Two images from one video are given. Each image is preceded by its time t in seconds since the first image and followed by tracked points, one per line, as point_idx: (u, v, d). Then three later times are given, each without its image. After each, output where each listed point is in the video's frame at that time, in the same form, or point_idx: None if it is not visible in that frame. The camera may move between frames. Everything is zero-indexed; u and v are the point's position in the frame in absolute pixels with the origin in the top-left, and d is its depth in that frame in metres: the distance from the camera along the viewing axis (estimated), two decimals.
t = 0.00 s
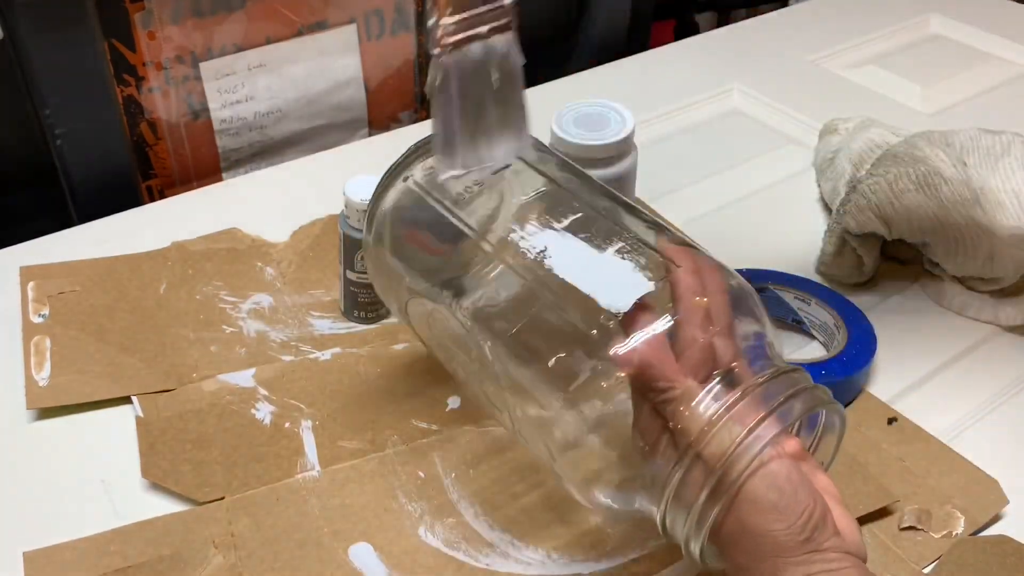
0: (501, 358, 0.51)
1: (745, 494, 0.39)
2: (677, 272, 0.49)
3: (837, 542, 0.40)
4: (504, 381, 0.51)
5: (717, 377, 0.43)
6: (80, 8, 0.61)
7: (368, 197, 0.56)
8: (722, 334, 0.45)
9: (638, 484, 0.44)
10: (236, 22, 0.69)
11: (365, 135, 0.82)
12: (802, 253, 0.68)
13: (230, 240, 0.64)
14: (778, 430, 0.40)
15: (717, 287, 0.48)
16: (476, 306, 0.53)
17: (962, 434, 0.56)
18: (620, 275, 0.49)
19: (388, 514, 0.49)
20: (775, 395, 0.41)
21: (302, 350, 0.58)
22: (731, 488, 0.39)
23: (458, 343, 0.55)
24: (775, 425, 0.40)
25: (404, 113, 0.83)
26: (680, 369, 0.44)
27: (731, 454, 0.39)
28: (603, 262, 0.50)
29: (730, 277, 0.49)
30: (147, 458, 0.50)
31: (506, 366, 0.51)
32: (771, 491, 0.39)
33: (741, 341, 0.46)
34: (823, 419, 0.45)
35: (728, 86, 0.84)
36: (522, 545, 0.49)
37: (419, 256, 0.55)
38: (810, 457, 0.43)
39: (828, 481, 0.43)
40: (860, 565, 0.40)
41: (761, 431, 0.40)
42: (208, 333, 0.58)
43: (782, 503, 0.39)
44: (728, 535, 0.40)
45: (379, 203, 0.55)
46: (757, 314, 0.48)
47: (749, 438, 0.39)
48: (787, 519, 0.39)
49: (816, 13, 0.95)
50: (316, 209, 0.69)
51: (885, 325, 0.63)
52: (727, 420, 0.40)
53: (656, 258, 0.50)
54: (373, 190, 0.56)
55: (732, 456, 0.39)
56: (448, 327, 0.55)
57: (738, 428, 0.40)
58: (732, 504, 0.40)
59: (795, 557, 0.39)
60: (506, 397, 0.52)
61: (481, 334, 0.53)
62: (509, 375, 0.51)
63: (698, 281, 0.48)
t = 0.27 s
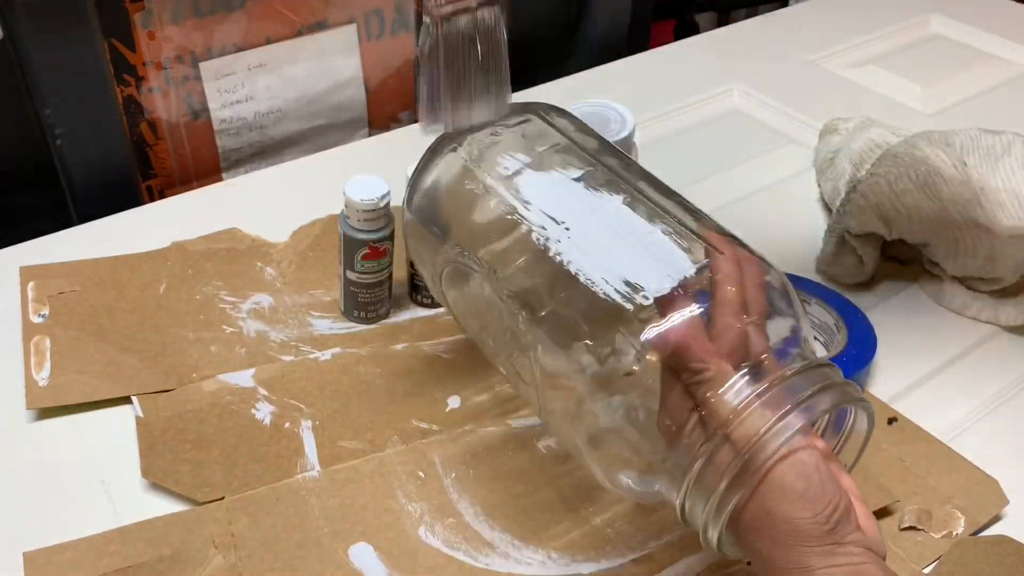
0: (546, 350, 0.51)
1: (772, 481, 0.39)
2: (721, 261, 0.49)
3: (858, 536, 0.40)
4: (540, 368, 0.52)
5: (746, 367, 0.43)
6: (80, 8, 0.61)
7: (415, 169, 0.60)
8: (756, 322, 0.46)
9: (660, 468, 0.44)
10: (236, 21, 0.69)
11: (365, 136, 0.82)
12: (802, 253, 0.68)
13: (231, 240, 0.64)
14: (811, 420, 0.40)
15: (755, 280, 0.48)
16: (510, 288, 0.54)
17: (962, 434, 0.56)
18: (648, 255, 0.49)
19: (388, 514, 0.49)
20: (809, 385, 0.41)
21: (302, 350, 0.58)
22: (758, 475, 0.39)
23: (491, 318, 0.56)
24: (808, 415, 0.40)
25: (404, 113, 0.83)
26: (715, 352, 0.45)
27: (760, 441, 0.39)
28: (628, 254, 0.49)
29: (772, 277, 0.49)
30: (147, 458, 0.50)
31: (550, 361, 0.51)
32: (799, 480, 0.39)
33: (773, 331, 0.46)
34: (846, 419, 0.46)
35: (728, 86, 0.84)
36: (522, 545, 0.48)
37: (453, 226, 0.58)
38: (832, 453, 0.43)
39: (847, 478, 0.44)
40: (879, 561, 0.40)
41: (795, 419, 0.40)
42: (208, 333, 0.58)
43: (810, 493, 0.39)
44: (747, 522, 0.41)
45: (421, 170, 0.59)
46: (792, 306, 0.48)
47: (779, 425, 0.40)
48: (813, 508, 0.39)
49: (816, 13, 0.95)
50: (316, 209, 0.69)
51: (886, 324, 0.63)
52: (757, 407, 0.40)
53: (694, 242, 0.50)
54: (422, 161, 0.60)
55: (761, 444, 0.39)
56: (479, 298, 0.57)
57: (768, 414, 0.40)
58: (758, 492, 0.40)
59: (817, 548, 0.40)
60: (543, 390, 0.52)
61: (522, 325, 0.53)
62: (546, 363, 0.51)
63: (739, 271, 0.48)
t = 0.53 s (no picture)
0: (549, 344, 0.52)
1: (777, 476, 0.39)
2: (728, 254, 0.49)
3: (864, 535, 0.40)
4: (543, 362, 0.52)
5: (752, 360, 0.44)
6: (80, 8, 0.61)
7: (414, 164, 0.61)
8: (763, 315, 0.46)
9: (663, 463, 0.45)
10: (236, 21, 0.69)
11: (365, 135, 0.82)
12: (802, 253, 0.68)
13: (231, 240, 0.64)
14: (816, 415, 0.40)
15: (761, 274, 0.48)
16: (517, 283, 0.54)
17: (962, 434, 0.56)
18: (652, 244, 0.51)
19: (388, 514, 0.49)
20: (815, 381, 0.41)
21: (302, 349, 0.58)
22: (763, 469, 0.39)
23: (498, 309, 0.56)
24: (813, 409, 0.40)
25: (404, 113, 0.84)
26: (722, 342, 0.45)
27: (765, 435, 0.39)
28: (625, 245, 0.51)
29: (779, 269, 0.49)
30: (147, 458, 0.50)
31: (554, 353, 0.52)
32: (804, 476, 0.39)
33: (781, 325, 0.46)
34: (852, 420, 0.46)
35: (728, 86, 0.84)
36: (522, 545, 0.48)
37: (455, 217, 0.58)
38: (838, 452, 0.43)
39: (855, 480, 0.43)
40: (885, 561, 0.40)
41: (801, 413, 0.40)
42: (208, 333, 0.58)
43: (817, 490, 0.39)
44: (751, 518, 0.40)
45: (424, 164, 0.61)
46: (801, 301, 0.48)
47: (784, 420, 0.40)
48: (821, 505, 0.39)
49: (817, 13, 0.95)
50: (316, 209, 0.69)
51: (886, 324, 0.63)
52: (762, 400, 0.41)
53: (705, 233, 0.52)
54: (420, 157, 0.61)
55: (766, 437, 0.39)
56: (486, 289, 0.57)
57: (773, 409, 0.40)
58: (764, 488, 0.40)
59: (822, 545, 0.39)
60: (547, 386, 0.52)
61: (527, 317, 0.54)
62: (550, 358, 0.52)
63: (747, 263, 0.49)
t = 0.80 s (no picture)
0: (535, 346, 0.51)
1: (762, 466, 0.40)
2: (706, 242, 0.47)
3: (854, 522, 0.41)
4: (523, 360, 0.52)
5: (736, 349, 0.43)
6: (80, 8, 0.61)
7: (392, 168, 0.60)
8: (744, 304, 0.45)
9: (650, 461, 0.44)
10: (236, 21, 0.69)
11: (364, 135, 0.82)
12: (802, 253, 0.68)
13: (231, 240, 0.64)
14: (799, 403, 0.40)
15: (741, 261, 0.47)
16: (497, 283, 0.53)
17: (963, 434, 0.56)
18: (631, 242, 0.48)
19: (388, 514, 0.49)
20: (800, 367, 0.41)
21: (302, 349, 0.58)
22: (750, 460, 0.40)
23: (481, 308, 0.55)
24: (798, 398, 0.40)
25: (404, 113, 0.84)
26: (702, 338, 0.44)
27: (750, 425, 0.40)
28: (602, 241, 0.48)
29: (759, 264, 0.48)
30: (147, 458, 0.50)
31: (535, 350, 0.51)
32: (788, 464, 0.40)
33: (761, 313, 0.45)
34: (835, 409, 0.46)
35: (728, 86, 0.84)
36: (522, 545, 0.48)
37: (437, 218, 0.57)
38: (824, 437, 0.44)
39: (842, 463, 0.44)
40: (877, 546, 0.40)
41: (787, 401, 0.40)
42: (208, 333, 0.58)
43: (801, 477, 0.40)
44: (739, 508, 0.41)
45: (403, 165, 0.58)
46: (780, 290, 0.48)
47: (768, 410, 0.40)
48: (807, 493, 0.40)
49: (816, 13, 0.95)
50: (317, 209, 0.69)
51: (886, 324, 0.63)
52: (746, 391, 0.41)
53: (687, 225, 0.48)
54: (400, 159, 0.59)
55: (751, 428, 0.40)
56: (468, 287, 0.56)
57: (757, 399, 0.40)
58: (751, 477, 0.40)
59: (813, 534, 0.40)
60: (530, 382, 0.52)
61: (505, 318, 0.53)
62: (532, 357, 0.51)
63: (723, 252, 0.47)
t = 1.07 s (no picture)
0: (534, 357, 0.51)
1: (762, 475, 0.39)
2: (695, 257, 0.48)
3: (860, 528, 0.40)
4: (525, 375, 0.52)
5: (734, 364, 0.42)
6: (79, 8, 0.61)
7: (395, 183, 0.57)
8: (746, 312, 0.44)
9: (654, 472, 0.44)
10: (236, 22, 0.69)
11: (364, 135, 0.82)
12: (802, 252, 0.68)
13: (230, 240, 0.64)
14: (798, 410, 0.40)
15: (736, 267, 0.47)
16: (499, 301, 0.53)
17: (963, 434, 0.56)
18: (623, 262, 0.50)
19: (388, 514, 0.49)
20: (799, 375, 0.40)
21: (302, 350, 0.58)
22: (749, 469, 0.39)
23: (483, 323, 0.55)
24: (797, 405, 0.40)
25: (404, 112, 0.83)
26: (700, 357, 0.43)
27: (749, 434, 0.39)
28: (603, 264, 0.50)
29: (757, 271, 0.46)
30: (147, 459, 0.50)
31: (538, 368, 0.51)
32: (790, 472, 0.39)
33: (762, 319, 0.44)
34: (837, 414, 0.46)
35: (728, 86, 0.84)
36: (522, 545, 0.49)
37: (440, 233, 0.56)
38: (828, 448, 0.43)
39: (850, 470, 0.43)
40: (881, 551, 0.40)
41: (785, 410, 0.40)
42: (208, 333, 0.58)
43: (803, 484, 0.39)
44: (744, 517, 0.40)
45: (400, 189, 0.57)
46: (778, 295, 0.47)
47: (767, 417, 0.40)
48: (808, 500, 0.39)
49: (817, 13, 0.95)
50: (317, 208, 0.69)
51: (886, 324, 0.63)
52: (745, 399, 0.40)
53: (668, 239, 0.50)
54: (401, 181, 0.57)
55: (751, 436, 0.39)
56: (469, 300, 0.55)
57: (756, 408, 0.40)
58: (752, 485, 0.40)
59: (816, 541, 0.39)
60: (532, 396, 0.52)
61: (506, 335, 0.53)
62: (533, 370, 0.51)
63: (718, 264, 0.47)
